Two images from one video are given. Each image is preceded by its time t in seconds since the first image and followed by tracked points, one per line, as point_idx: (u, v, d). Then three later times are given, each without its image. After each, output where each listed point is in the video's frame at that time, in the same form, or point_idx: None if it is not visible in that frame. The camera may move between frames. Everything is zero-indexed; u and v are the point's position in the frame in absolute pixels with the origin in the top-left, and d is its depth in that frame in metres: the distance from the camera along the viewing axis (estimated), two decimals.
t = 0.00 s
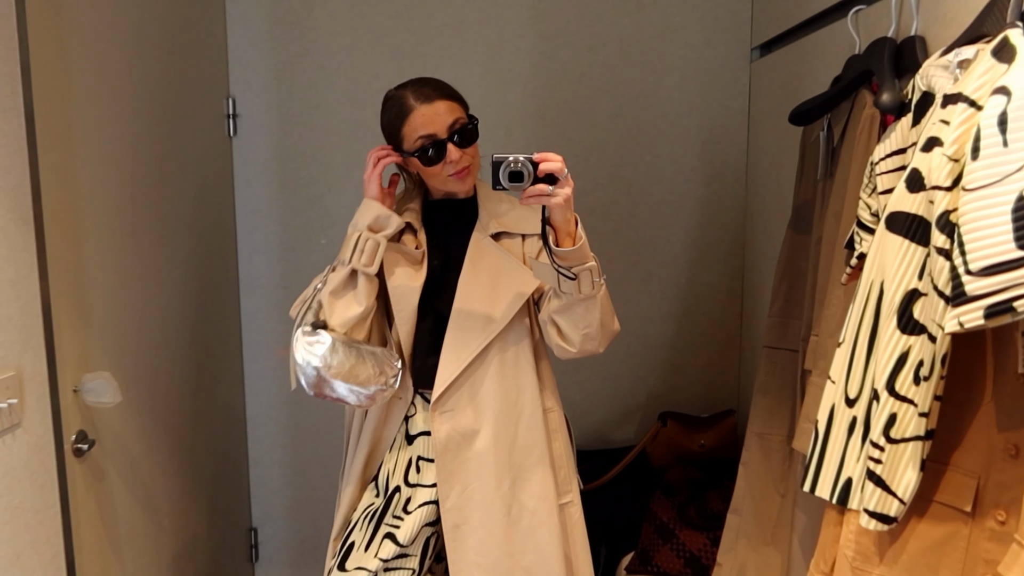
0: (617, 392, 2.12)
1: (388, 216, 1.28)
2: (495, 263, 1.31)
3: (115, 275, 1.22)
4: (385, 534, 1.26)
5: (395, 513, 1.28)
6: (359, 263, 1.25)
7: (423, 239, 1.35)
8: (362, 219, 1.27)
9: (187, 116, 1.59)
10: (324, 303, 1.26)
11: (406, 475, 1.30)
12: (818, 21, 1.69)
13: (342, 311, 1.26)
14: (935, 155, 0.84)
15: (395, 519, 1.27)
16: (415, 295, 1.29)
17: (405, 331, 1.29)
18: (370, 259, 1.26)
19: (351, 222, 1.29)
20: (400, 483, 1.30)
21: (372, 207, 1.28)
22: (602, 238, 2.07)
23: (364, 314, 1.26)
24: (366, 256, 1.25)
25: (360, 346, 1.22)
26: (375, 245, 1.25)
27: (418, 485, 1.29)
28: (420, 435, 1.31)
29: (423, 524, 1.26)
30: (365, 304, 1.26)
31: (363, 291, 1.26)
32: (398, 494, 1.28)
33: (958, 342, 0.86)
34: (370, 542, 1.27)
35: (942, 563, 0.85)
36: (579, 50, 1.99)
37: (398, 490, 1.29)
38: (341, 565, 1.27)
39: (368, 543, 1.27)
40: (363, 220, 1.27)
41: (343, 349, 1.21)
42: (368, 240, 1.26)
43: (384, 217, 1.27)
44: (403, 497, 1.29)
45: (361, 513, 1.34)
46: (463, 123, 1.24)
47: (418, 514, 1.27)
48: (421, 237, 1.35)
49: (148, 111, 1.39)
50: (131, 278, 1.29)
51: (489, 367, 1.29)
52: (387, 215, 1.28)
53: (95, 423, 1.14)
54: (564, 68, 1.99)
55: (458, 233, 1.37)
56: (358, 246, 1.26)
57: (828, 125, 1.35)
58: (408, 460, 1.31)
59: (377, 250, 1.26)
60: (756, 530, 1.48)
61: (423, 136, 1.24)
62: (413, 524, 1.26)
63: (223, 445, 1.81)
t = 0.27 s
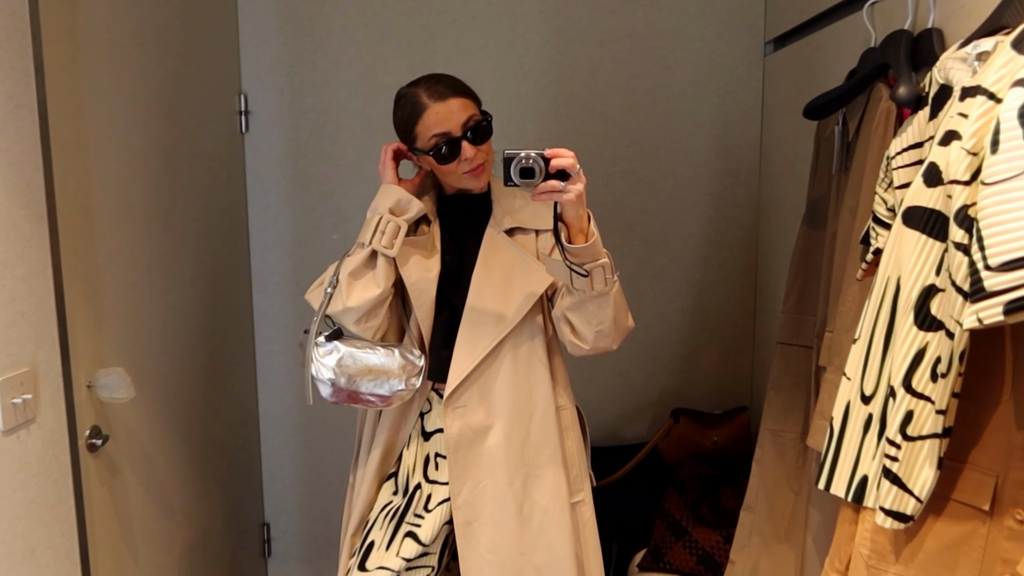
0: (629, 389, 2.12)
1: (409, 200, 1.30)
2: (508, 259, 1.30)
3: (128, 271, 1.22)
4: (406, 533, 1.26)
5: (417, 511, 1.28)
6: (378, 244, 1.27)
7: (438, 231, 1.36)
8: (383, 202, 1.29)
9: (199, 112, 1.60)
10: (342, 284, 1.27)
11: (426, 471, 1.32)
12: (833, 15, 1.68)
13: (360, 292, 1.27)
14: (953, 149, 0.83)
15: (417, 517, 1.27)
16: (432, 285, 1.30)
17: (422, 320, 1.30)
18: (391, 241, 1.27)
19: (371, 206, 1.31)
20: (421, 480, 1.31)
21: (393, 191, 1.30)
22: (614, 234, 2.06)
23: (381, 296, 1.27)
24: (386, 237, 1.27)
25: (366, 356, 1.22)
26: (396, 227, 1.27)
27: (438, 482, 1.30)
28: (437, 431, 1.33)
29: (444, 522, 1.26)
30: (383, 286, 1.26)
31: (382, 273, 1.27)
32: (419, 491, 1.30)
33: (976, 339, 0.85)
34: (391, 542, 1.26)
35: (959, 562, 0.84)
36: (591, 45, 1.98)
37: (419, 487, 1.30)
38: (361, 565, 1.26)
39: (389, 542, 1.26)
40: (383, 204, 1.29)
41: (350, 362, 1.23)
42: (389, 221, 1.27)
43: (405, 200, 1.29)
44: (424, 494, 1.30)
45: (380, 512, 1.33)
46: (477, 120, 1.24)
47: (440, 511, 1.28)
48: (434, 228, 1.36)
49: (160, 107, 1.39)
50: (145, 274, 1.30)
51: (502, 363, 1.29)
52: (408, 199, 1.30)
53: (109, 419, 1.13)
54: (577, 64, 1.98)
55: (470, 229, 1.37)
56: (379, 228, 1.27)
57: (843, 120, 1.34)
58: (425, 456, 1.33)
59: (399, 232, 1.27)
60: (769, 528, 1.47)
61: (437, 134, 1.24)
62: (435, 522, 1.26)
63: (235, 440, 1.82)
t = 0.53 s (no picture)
0: (637, 383, 2.11)
1: (417, 193, 1.31)
2: (519, 254, 1.30)
3: (136, 266, 1.22)
4: (439, 532, 1.27)
5: (444, 509, 1.29)
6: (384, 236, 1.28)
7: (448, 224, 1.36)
8: (392, 197, 1.30)
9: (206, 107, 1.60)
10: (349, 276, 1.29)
11: (446, 468, 1.32)
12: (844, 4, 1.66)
13: (367, 285, 1.28)
14: (965, 140, 0.81)
15: (446, 516, 1.29)
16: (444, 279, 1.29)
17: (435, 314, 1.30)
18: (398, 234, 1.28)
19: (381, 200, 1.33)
20: (442, 477, 1.31)
21: (403, 184, 1.31)
22: (622, 227, 2.05)
23: (387, 289, 1.28)
24: (393, 230, 1.27)
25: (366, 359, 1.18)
26: (403, 220, 1.28)
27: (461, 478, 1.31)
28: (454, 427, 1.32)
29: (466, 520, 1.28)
30: (388, 279, 1.27)
31: (388, 266, 1.28)
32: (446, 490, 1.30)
33: (988, 333, 0.84)
34: (424, 544, 1.25)
35: (970, 559, 0.83)
36: (600, 38, 1.96)
37: (442, 485, 1.31)
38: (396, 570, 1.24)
39: (424, 544, 1.25)
40: (392, 198, 1.30)
41: (349, 365, 1.19)
42: (397, 215, 1.28)
43: (414, 194, 1.30)
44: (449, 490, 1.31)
45: (398, 512, 1.31)
46: (489, 114, 1.22)
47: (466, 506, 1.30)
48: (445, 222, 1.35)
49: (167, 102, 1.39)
50: (153, 269, 1.30)
51: (514, 359, 1.29)
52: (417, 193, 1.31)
53: (118, 414, 1.14)
54: (585, 56, 1.97)
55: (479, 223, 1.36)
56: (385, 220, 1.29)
57: (854, 111, 1.32)
58: (443, 452, 1.32)
59: (405, 225, 1.28)
60: (778, 523, 1.46)
61: (448, 129, 1.22)
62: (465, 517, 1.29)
63: (244, 434, 1.83)
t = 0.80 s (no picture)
0: (645, 386, 2.10)
1: (451, 222, 1.26)
2: (531, 258, 1.28)
3: (145, 270, 1.24)
4: (424, 533, 1.23)
5: (434, 511, 1.24)
6: (421, 272, 1.23)
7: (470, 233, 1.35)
8: (427, 228, 1.25)
9: (215, 111, 1.61)
10: (388, 314, 1.26)
11: (446, 471, 1.27)
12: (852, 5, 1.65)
13: (407, 321, 1.27)
14: (969, 142, 0.81)
15: (435, 518, 1.24)
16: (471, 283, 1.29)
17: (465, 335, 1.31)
18: (436, 269, 1.24)
19: (412, 230, 1.26)
20: (439, 480, 1.27)
21: (437, 216, 1.25)
22: (630, 229, 2.05)
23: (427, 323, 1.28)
24: (431, 265, 1.23)
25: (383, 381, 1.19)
26: (442, 255, 1.23)
27: (460, 483, 1.26)
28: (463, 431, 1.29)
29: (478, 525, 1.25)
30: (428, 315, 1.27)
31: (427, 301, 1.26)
32: (437, 492, 1.25)
33: (992, 336, 0.83)
34: (409, 541, 1.23)
35: (976, 564, 0.82)
36: (607, 40, 1.97)
37: (436, 487, 1.26)
38: (382, 563, 1.24)
39: (407, 541, 1.23)
40: (428, 229, 1.24)
41: (365, 387, 1.20)
42: (433, 249, 1.23)
43: (449, 225, 1.25)
44: (443, 494, 1.25)
45: (397, 510, 1.31)
46: (504, 119, 1.21)
47: (459, 511, 1.24)
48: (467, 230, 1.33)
49: (176, 107, 1.41)
50: (162, 271, 1.31)
51: (528, 363, 1.26)
52: (452, 223, 1.26)
53: (127, 416, 1.15)
54: (592, 59, 1.97)
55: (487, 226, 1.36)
56: (422, 255, 1.23)
57: (861, 113, 1.32)
58: (448, 456, 1.28)
59: (443, 260, 1.23)
60: (786, 526, 1.45)
61: (463, 133, 1.21)
62: (454, 523, 1.23)
63: (253, 436, 1.84)
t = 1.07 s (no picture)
0: (658, 389, 2.09)
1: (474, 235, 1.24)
2: (546, 261, 1.28)
3: (161, 271, 1.25)
4: (421, 525, 1.22)
5: (433, 504, 1.23)
6: (450, 290, 1.22)
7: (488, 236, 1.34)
8: (450, 243, 1.22)
9: (231, 115, 1.63)
10: (417, 330, 1.23)
11: (448, 469, 1.25)
12: (867, 6, 1.64)
13: (435, 336, 1.25)
14: (981, 141, 0.80)
15: (433, 511, 1.23)
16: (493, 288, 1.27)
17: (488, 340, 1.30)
18: (463, 284, 1.23)
19: (434, 245, 1.23)
20: (440, 476, 1.25)
21: (459, 231, 1.22)
22: (643, 232, 2.04)
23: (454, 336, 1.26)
24: (458, 282, 1.22)
25: (413, 394, 1.19)
26: (468, 270, 1.22)
27: (461, 479, 1.24)
28: (470, 431, 1.27)
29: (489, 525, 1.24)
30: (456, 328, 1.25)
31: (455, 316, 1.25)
32: (436, 486, 1.24)
33: (1006, 337, 0.82)
34: (408, 531, 1.23)
35: (990, 568, 0.81)
36: (620, 43, 1.97)
37: (436, 483, 1.25)
38: (383, 552, 1.25)
39: (406, 532, 1.23)
40: (451, 246, 1.22)
41: (397, 405, 1.20)
42: (460, 267, 1.22)
43: (472, 238, 1.23)
44: (443, 489, 1.24)
45: (402, 503, 1.31)
46: (520, 125, 1.21)
47: (458, 506, 1.23)
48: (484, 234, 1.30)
49: (193, 110, 1.43)
50: (178, 272, 1.33)
51: (544, 365, 1.26)
52: (474, 238, 1.24)
53: (142, 414, 1.16)
54: (605, 62, 1.97)
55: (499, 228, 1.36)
56: (450, 275, 1.22)
57: (875, 114, 1.31)
58: (453, 456, 1.27)
59: (469, 275, 1.22)
60: (800, 531, 1.44)
61: (479, 138, 1.21)
62: (451, 517, 1.22)
63: (267, 436, 1.85)
